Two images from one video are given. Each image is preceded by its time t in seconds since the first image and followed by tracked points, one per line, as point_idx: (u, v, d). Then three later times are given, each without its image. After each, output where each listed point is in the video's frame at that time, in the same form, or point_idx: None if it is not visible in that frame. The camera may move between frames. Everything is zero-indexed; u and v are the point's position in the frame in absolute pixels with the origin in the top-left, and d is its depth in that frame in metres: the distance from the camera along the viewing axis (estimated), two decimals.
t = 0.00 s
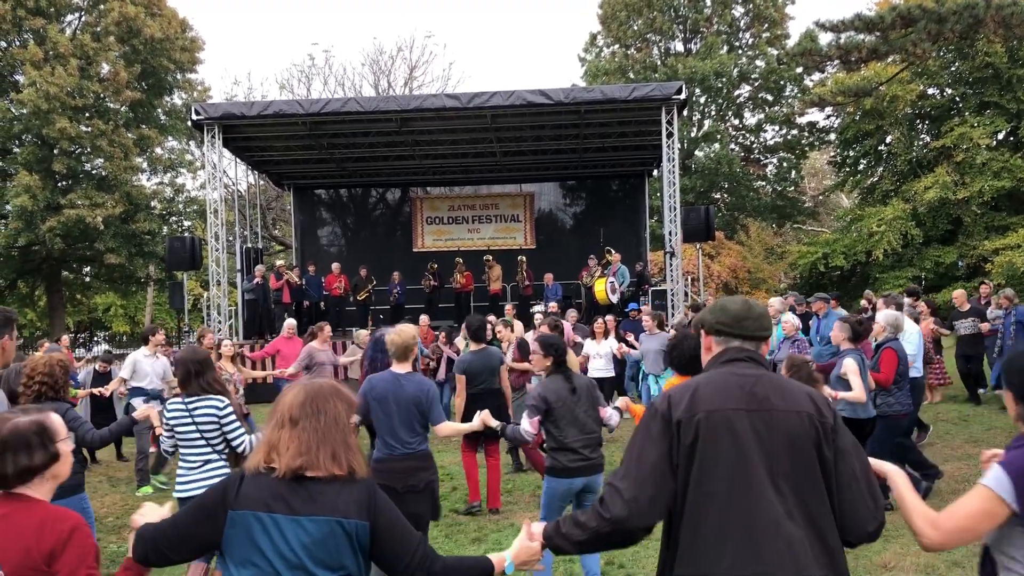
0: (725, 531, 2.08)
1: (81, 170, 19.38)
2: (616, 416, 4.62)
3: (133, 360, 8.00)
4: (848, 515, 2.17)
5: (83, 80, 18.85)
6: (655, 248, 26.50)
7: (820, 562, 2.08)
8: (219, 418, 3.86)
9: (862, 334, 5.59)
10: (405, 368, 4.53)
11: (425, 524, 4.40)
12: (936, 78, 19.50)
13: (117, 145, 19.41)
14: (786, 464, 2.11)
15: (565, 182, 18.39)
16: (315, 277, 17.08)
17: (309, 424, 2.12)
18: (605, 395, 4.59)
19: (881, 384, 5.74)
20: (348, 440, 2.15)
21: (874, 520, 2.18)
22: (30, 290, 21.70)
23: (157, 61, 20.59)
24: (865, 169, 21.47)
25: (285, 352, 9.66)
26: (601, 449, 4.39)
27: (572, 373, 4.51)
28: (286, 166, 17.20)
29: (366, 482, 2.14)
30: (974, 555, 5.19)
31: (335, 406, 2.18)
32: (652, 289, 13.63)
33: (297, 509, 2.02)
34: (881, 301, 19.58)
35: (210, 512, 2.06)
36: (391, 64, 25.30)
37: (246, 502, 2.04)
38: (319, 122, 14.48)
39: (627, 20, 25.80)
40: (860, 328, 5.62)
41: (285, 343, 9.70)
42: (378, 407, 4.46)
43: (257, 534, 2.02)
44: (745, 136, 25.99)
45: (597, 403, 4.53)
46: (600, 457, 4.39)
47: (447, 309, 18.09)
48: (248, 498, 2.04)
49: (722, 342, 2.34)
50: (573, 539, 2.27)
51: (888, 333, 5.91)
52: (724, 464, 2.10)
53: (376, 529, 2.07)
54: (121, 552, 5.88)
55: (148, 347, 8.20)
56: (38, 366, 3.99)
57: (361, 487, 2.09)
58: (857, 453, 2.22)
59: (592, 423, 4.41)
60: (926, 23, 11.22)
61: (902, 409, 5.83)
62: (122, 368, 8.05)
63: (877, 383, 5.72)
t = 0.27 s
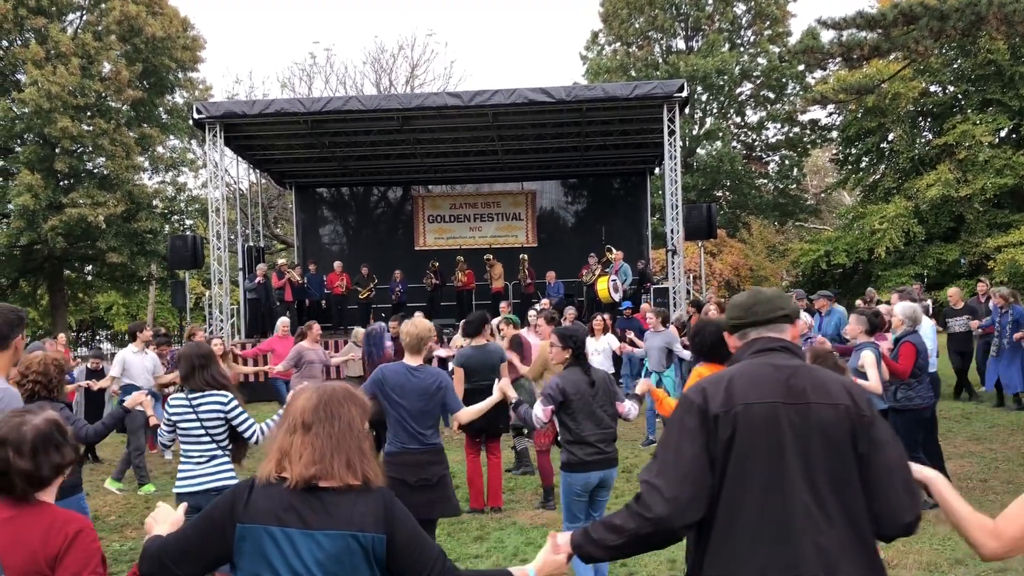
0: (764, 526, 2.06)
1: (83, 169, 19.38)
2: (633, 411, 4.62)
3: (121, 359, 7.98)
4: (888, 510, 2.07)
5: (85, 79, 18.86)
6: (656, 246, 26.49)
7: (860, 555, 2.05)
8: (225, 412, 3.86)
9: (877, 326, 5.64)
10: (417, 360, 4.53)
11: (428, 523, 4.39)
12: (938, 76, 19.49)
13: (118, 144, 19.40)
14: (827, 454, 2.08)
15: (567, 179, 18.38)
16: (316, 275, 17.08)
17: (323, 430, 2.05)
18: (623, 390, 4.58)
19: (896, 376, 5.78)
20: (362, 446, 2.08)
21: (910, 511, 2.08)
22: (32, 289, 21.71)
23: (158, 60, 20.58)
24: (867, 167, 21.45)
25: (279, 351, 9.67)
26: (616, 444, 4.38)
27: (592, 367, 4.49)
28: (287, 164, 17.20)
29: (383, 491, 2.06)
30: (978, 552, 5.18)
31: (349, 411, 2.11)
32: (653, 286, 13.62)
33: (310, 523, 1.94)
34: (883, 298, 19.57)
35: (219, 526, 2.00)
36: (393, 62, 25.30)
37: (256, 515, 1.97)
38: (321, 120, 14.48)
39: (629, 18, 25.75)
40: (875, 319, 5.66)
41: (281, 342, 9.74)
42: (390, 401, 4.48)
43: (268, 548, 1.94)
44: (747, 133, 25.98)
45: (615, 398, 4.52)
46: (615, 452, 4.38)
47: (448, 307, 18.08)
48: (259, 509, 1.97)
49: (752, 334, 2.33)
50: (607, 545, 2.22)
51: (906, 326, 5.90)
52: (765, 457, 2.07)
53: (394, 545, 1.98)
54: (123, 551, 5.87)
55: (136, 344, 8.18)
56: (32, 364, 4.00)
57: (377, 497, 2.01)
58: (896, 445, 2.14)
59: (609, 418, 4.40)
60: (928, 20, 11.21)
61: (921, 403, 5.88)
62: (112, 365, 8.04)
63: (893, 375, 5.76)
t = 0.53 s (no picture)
0: (824, 532, 2.03)
1: (84, 168, 19.41)
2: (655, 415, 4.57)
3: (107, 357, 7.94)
4: (953, 519, 2.07)
5: (86, 78, 18.87)
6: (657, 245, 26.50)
7: (927, 564, 2.01)
8: (220, 417, 3.86)
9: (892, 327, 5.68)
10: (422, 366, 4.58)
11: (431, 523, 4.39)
12: (939, 75, 19.49)
13: (119, 143, 19.40)
14: (891, 460, 2.05)
15: (567, 179, 18.39)
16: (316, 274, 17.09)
17: (339, 431, 2.02)
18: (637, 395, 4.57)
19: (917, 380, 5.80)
20: (383, 447, 2.04)
21: (988, 519, 2.09)
22: (33, 288, 21.73)
23: (159, 59, 20.58)
24: (867, 166, 21.43)
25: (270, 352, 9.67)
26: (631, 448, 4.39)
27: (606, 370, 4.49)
28: (289, 163, 17.20)
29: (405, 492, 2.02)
30: (979, 551, 5.19)
31: (367, 410, 2.08)
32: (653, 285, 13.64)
33: (328, 526, 1.90)
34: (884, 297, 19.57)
35: (235, 533, 1.98)
36: (393, 61, 25.32)
37: (272, 517, 1.94)
38: (322, 120, 14.48)
39: (630, 17, 25.74)
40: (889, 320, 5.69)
41: (273, 343, 9.61)
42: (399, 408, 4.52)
43: (284, 552, 1.91)
44: (747, 132, 25.98)
45: (630, 403, 4.52)
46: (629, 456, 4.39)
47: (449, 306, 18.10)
48: (276, 512, 1.94)
49: (806, 340, 2.31)
50: (647, 549, 2.16)
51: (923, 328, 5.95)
52: (828, 461, 2.04)
53: (415, 546, 1.94)
54: (125, 550, 5.88)
55: (122, 344, 8.11)
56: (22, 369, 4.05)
57: (397, 498, 1.97)
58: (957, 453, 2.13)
59: (623, 423, 4.40)
60: (929, 19, 11.21)
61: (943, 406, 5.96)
62: (99, 365, 7.99)
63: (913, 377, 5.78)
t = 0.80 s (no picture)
0: (869, 527, 2.01)
1: (83, 166, 19.39)
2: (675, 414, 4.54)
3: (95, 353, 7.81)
4: (993, 519, 2.10)
5: (85, 77, 18.86)
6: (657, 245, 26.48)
7: (969, 561, 2.01)
8: (220, 414, 3.84)
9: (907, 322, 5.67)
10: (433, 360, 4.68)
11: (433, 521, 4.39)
12: (939, 74, 19.48)
13: (119, 143, 19.37)
14: (931, 454, 2.04)
15: (568, 178, 18.38)
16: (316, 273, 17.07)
17: (374, 424, 1.94)
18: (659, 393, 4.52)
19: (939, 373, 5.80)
20: (420, 439, 1.97)
21: None
22: (32, 287, 21.70)
23: (159, 58, 20.55)
24: (868, 166, 21.39)
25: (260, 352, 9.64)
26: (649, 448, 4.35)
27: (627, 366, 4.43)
28: (289, 162, 17.19)
29: (443, 486, 1.97)
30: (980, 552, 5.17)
31: (402, 403, 1.99)
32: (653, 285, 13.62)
33: (363, 521, 1.85)
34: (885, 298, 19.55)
35: (268, 528, 1.93)
36: (394, 60, 25.30)
37: (306, 513, 1.89)
38: (322, 119, 14.46)
39: (630, 17, 25.72)
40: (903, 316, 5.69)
41: (262, 341, 9.63)
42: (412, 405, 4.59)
43: (321, 548, 1.86)
44: (748, 132, 25.97)
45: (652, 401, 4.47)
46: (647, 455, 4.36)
47: (449, 306, 18.08)
48: (310, 507, 1.89)
49: (849, 330, 2.28)
50: (687, 550, 2.17)
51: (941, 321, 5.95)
52: (868, 456, 2.03)
53: (452, 541, 1.89)
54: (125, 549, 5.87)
55: (109, 340, 8.10)
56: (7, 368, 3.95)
57: (433, 493, 1.92)
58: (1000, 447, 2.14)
59: (642, 421, 4.37)
60: (930, 19, 11.20)
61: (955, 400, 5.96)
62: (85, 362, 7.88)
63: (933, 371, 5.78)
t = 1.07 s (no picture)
0: (893, 558, 1.88)
1: (83, 165, 19.39)
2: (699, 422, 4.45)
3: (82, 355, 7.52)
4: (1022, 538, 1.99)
5: (85, 76, 18.86)
6: (657, 245, 26.52)
7: None
8: (221, 416, 3.83)
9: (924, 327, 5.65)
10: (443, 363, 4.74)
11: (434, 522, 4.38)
12: (939, 75, 19.50)
13: (118, 142, 19.37)
14: (954, 478, 1.92)
15: (567, 178, 18.37)
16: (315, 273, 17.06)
17: (403, 434, 1.85)
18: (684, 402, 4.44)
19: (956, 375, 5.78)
20: (451, 451, 1.88)
21: None
22: (32, 286, 21.72)
23: (159, 58, 20.53)
24: (867, 166, 21.40)
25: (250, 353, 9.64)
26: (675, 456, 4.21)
27: (653, 372, 4.38)
28: (289, 162, 17.18)
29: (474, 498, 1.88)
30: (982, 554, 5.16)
31: (430, 412, 1.90)
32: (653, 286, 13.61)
33: (395, 532, 1.74)
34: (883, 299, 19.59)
35: (291, 543, 1.82)
36: (394, 60, 25.30)
37: (335, 526, 1.77)
38: (322, 118, 14.45)
39: (630, 17, 25.74)
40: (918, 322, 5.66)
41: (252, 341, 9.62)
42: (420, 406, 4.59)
43: (351, 562, 1.73)
44: (747, 132, 26.00)
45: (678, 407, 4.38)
46: (674, 463, 4.22)
47: (448, 306, 18.08)
48: (339, 519, 1.78)
49: (861, 346, 2.15)
50: None
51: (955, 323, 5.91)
52: (890, 482, 1.90)
53: (484, 552, 1.81)
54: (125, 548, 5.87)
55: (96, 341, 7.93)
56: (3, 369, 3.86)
57: (464, 504, 1.83)
58: None
59: (668, 427, 4.25)
60: (930, 20, 11.21)
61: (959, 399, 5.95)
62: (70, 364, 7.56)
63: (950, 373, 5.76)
